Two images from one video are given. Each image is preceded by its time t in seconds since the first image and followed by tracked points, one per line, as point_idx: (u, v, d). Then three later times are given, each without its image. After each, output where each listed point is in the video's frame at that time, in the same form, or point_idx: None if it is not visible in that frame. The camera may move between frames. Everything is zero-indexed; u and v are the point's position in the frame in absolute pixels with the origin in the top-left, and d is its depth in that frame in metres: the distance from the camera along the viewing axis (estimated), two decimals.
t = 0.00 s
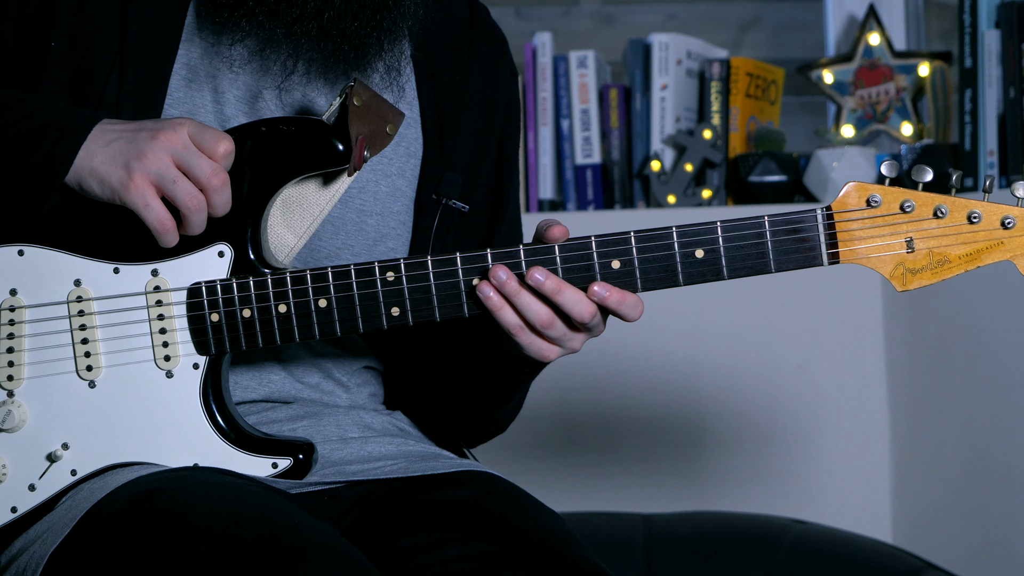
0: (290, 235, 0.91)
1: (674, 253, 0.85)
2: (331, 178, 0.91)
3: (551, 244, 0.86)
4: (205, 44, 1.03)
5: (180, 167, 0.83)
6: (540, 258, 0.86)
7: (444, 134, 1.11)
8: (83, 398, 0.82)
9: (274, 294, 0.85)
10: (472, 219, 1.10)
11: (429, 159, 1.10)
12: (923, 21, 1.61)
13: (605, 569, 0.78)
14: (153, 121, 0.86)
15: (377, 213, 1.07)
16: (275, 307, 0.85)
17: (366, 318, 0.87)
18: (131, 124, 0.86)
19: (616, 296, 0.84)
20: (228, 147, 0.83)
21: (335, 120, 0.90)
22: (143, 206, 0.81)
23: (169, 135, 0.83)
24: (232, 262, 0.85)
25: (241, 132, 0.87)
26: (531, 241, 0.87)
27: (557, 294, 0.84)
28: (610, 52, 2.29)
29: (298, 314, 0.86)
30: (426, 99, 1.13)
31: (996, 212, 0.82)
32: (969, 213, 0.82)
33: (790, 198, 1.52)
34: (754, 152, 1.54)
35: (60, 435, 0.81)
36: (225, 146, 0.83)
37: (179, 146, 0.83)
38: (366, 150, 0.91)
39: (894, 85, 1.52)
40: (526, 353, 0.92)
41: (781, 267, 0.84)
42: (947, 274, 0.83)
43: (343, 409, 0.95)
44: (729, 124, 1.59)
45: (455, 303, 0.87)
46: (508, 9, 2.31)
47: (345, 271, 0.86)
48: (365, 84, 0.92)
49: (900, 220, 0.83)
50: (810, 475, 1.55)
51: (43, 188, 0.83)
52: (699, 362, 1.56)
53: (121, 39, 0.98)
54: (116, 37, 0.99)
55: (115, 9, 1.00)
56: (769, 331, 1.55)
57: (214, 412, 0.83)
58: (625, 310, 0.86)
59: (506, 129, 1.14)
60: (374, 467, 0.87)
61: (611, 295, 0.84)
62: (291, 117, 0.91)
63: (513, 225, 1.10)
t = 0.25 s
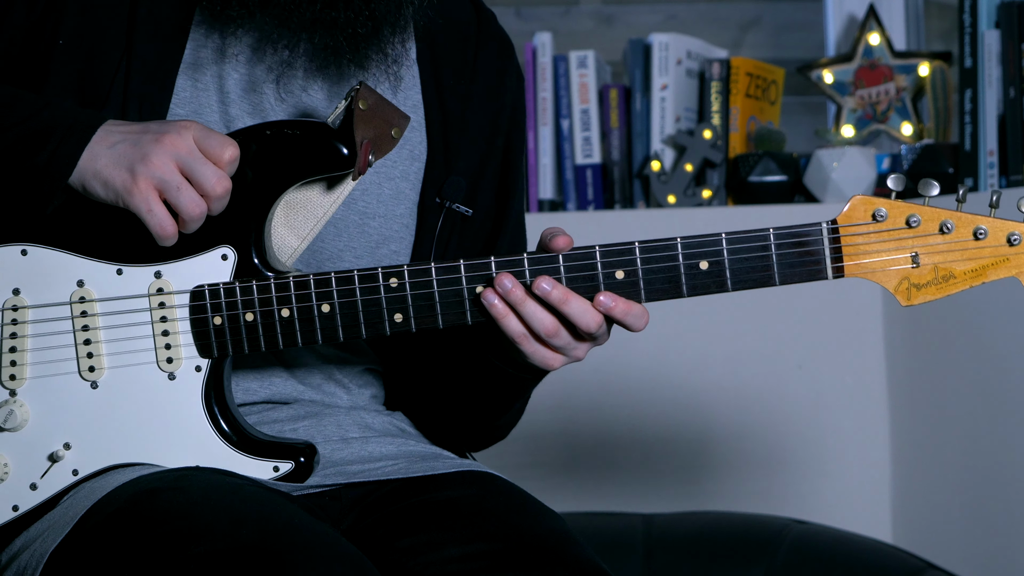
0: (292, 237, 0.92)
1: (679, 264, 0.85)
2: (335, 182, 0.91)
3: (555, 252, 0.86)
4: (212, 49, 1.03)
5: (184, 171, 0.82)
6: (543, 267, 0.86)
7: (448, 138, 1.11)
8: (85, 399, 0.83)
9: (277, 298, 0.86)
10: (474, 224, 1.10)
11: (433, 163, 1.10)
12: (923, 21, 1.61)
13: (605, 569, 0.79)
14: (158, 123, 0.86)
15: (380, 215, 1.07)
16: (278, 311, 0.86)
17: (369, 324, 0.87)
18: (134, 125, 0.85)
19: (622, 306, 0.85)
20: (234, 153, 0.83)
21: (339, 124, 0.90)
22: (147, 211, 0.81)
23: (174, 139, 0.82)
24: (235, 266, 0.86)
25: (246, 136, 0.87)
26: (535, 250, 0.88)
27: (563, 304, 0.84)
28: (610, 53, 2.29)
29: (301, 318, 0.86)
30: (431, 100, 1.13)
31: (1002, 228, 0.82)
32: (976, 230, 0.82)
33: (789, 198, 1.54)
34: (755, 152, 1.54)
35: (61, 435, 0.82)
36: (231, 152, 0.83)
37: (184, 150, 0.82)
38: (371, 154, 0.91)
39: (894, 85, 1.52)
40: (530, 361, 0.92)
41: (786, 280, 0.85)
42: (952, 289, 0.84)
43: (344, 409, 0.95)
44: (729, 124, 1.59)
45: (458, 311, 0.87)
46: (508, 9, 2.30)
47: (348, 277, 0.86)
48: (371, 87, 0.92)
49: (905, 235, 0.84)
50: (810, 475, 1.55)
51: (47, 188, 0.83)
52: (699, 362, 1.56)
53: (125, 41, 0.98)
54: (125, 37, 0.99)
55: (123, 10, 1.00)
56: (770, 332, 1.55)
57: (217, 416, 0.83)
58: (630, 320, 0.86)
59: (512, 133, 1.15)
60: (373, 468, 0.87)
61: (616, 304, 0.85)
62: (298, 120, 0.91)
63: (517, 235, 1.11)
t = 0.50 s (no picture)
0: (298, 239, 0.92)
1: (685, 280, 0.86)
2: (343, 189, 0.92)
3: (562, 266, 0.86)
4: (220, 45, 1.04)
5: (192, 191, 0.83)
6: (549, 280, 0.86)
7: (453, 140, 1.11)
8: (88, 398, 0.83)
9: (283, 303, 0.86)
10: (476, 229, 1.10)
11: (438, 167, 1.10)
12: (923, 21, 1.61)
13: (604, 568, 0.79)
14: (168, 132, 0.86)
15: (384, 216, 1.07)
16: (283, 316, 0.86)
17: (374, 331, 0.87)
18: (143, 135, 0.86)
19: (629, 321, 0.85)
20: (244, 175, 0.84)
21: (349, 129, 0.91)
22: (154, 229, 0.82)
23: (184, 158, 0.83)
24: (241, 270, 0.86)
25: (252, 142, 0.88)
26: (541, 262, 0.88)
27: (569, 318, 0.84)
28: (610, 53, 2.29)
29: (306, 324, 0.86)
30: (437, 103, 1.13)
31: (1011, 254, 0.83)
32: (985, 254, 0.83)
33: (789, 198, 1.55)
34: (754, 151, 1.54)
35: (64, 433, 0.82)
36: (240, 174, 0.84)
37: (193, 171, 0.83)
38: (381, 160, 0.92)
39: (894, 85, 1.52)
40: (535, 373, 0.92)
41: (792, 299, 0.85)
42: (959, 313, 0.85)
43: (346, 410, 0.95)
44: (729, 124, 1.59)
45: (463, 320, 0.87)
46: (509, 9, 2.30)
47: (354, 283, 0.86)
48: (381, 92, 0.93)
49: (915, 257, 0.84)
50: (810, 476, 1.55)
51: (55, 187, 0.83)
52: (699, 362, 1.56)
53: (134, 39, 0.99)
54: (133, 36, 0.99)
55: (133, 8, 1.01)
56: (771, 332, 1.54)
57: (221, 419, 0.83)
58: (637, 335, 0.86)
59: (517, 137, 1.15)
60: (374, 468, 0.87)
61: (623, 320, 0.85)
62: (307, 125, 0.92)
63: (521, 243, 1.10)
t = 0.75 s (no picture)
0: (298, 239, 0.92)
1: (686, 281, 0.86)
2: (343, 189, 0.92)
3: (563, 267, 0.86)
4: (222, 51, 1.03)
5: (192, 192, 0.83)
6: (550, 281, 0.86)
7: (456, 141, 1.11)
8: (88, 398, 0.83)
9: (283, 303, 0.86)
10: (479, 228, 1.10)
11: (439, 167, 1.10)
12: (923, 20, 1.61)
13: (604, 568, 0.79)
14: (169, 132, 0.86)
15: (385, 217, 1.07)
16: (283, 316, 0.86)
17: (374, 332, 0.87)
18: (143, 136, 0.86)
19: (629, 321, 0.85)
20: (245, 178, 0.84)
21: (349, 129, 0.91)
22: (154, 231, 0.82)
23: (185, 159, 0.83)
24: (241, 270, 0.86)
25: (254, 143, 0.88)
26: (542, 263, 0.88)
27: (569, 318, 0.84)
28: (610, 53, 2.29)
29: (306, 324, 0.86)
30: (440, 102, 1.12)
31: (1011, 255, 0.83)
32: (985, 255, 0.83)
33: (789, 198, 1.55)
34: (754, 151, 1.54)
35: (64, 433, 0.82)
36: (242, 177, 0.84)
37: (193, 173, 0.83)
38: (381, 160, 0.92)
39: (894, 85, 1.52)
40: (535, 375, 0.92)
41: (792, 300, 0.85)
42: (959, 314, 0.85)
43: (346, 410, 0.96)
44: (729, 124, 1.60)
45: (463, 321, 0.87)
46: (508, 9, 2.30)
47: (354, 283, 0.86)
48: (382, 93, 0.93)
49: (915, 259, 0.84)
50: (810, 476, 1.55)
51: (56, 187, 0.83)
52: (698, 362, 1.56)
53: (137, 40, 0.99)
54: (135, 35, 0.99)
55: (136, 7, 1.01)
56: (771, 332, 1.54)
57: (221, 418, 0.83)
58: (637, 336, 0.87)
59: (520, 137, 1.14)
60: (373, 468, 0.87)
61: (623, 320, 0.85)
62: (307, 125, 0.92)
63: (522, 246, 1.10)
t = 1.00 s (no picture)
0: (302, 240, 0.93)
1: (689, 279, 0.86)
2: (350, 188, 0.92)
3: (566, 264, 0.86)
4: (232, 46, 1.03)
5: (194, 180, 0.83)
6: (554, 279, 0.86)
7: (465, 138, 1.11)
8: (91, 396, 0.82)
9: (287, 301, 0.85)
10: (495, 224, 1.10)
11: (450, 165, 1.10)
12: (923, 20, 1.61)
13: (604, 568, 0.79)
14: (177, 124, 0.86)
15: (393, 215, 1.07)
16: (287, 314, 0.86)
17: (377, 330, 0.87)
18: (152, 125, 0.85)
19: (690, 315, 0.84)
20: (249, 169, 0.84)
21: (356, 129, 0.91)
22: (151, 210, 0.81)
23: (191, 147, 0.83)
24: (246, 267, 0.85)
25: (260, 140, 0.88)
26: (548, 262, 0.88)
27: (631, 312, 0.83)
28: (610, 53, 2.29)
29: (310, 322, 0.86)
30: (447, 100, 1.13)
31: (1012, 256, 0.83)
32: (986, 255, 0.83)
33: (789, 197, 1.55)
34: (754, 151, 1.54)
35: (66, 431, 0.81)
36: (246, 167, 0.83)
37: (199, 160, 0.82)
38: (386, 161, 0.92)
39: (894, 85, 1.52)
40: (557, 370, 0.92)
41: (795, 299, 0.85)
42: (961, 314, 0.85)
43: (346, 410, 0.95)
44: (729, 124, 1.60)
45: (466, 320, 0.87)
46: (508, 9, 2.30)
47: (359, 281, 0.86)
48: (387, 94, 0.93)
49: (916, 259, 0.84)
50: (811, 476, 1.55)
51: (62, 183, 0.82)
52: (695, 362, 1.55)
53: (145, 37, 0.98)
54: (143, 32, 0.99)
55: (143, 5, 1.00)
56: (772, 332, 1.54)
57: (223, 417, 0.83)
58: (696, 330, 0.85)
59: (529, 134, 1.14)
60: (374, 469, 0.87)
61: (685, 313, 0.84)
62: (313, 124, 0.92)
63: (534, 243, 1.10)
